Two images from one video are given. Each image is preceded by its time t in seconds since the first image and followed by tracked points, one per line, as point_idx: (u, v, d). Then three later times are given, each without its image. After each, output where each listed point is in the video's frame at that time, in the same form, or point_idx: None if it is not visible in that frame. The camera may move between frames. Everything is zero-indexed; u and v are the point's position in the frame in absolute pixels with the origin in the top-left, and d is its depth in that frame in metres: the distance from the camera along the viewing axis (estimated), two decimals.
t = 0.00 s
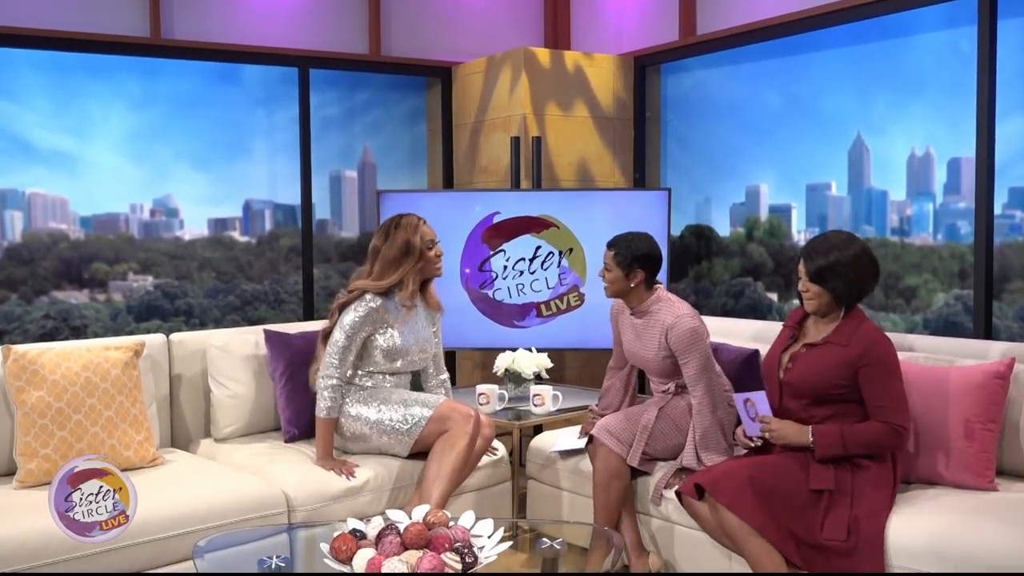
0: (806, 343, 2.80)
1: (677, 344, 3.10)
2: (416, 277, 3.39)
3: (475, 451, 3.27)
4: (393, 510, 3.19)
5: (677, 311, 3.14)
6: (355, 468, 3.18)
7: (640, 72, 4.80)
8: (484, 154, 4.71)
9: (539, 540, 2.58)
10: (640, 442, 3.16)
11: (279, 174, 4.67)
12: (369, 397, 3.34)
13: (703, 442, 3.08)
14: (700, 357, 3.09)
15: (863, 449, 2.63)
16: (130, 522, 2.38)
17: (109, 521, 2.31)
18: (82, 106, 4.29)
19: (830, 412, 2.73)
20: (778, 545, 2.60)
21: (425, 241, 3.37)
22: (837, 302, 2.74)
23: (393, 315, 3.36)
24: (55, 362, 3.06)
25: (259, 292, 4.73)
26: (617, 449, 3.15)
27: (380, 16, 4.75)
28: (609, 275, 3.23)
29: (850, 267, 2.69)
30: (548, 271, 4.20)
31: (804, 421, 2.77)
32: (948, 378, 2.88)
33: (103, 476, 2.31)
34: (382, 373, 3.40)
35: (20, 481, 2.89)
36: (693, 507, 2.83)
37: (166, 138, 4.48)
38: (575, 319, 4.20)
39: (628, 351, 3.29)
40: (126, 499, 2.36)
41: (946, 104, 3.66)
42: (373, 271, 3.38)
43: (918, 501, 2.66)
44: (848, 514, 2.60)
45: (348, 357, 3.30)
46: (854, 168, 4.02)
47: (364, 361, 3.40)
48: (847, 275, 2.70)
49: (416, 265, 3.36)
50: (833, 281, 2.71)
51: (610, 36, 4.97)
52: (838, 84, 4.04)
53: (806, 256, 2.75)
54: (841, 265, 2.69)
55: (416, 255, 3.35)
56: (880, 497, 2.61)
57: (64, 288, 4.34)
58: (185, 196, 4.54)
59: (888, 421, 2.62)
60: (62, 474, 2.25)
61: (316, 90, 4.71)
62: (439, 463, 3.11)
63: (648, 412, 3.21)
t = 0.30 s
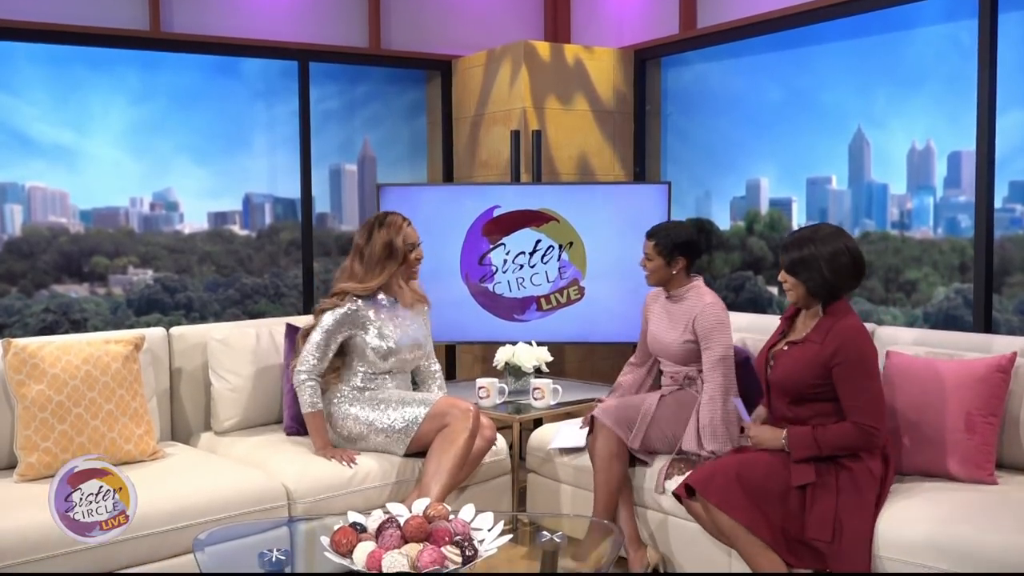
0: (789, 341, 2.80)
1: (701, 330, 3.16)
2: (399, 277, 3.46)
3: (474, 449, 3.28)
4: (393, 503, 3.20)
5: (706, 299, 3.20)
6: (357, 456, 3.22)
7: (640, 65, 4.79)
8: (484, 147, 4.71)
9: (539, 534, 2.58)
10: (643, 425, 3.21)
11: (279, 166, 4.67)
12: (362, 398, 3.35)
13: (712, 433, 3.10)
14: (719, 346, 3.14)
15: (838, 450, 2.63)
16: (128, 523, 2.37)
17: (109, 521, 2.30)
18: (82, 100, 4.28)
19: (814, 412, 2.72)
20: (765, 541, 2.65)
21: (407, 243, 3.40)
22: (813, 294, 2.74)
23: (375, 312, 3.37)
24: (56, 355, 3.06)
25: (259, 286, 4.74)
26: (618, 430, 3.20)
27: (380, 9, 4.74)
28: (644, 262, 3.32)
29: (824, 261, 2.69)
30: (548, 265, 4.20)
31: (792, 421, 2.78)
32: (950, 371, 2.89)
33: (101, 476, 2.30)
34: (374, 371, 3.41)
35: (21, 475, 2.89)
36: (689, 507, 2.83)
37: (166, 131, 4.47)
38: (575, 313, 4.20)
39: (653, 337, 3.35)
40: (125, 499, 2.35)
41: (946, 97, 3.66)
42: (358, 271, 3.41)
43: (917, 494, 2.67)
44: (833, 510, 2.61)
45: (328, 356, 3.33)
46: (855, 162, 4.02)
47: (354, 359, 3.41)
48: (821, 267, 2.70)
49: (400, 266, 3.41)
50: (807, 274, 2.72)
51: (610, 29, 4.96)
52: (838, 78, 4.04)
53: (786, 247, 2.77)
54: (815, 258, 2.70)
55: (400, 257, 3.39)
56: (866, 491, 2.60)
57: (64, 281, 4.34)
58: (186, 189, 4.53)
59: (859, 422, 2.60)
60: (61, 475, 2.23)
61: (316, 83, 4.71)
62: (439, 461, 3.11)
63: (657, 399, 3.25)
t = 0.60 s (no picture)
0: (796, 338, 2.80)
1: (714, 317, 3.19)
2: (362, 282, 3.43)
3: (471, 432, 3.28)
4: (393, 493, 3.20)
5: (722, 291, 3.22)
6: (357, 444, 3.21)
7: (640, 56, 4.78)
8: (484, 139, 4.70)
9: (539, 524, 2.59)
10: (642, 380, 3.27)
11: (279, 158, 4.67)
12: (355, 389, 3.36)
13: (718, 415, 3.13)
14: (731, 334, 3.15)
15: (830, 446, 2.61)
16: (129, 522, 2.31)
17: (109, 521, 2.24)
18: (81, 91, 4.27)
19: (818, 410, 2.72)
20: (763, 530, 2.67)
21: (374, 249, 3.38)
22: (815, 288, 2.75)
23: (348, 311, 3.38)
24: (56, 347, 3.06)
25: (260, 278, 4.74)
26: (618, 377, 3.28)
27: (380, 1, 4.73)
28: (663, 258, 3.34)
29: (827, 255, 2.69)
30: (548, 257, 4.20)
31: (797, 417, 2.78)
32: (949, 363, 2.89)
33: (102, 476, 2.24)
34: (364, 360, 3.41)
35: (22, 466, 2.89)
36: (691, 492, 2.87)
37: (165, 123, 4.46)
38: (575, 305, 4.20)
39: (666, 328, 3.37)
40: (126, 499, 2.29)
41: (947, 89, 3.66)
42: (324, 271, 3.42)
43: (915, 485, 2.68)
44: (833, 507, 2.60)
45: (316, 350, 3.34)
46: (855, 154, 4.01)
47: (343, 351, 3.42)
48: (823, 261, 2.70)
49: (360, 271, 3.38)
50: (809, 267, 2.72)
51: (610, 20, 4.95)
52: (839, 70, 4.03)
53: (793, 239, 2.79)
54: (818, 251, 2.70)
55: (362, 262, 3.37)
56: (868, 492, 2.58)
57: (64, 273, 4.34)
58: (186, 181, 4.53)
59: (852, 420, 2.57)
60: (62, 474, 2.18)
61: (316, 75, 4.70)
62: (435, 447, 3.10)
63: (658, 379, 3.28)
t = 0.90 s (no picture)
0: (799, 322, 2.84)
1: (716, 309, 3.19)
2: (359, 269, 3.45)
3: (470, 424, 3.32)
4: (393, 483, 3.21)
5: (722, 282, 3.24)
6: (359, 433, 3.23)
7: (640, 46, 4.77)
8: (484, 129, 4.70)
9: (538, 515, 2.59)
10: (636, 377, 3.25)
11: (279, 148, 4.66)
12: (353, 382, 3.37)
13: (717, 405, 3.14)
14: (732, 326, 3.17)
15: (841, 420, 2.63)
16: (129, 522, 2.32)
17: (109, 521, 2.25)
18: (81, 81, 4.26)
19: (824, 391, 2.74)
20: (760, 514, 2.70)
21: (369, 234, 3.41)
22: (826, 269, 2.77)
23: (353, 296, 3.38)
24: (56, 337, 3.06)
25: (259, 268, 4.74)
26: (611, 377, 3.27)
27: None
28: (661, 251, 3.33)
29: (845, 237, 2.72)
30: (548, 247, 4.20)
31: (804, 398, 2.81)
32: (963, 353, 2.89)
33: (102, 476, 2.24)
34: (361, 352, 3.42)
35: (22, 456, 2.90)
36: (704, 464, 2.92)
37: (164, 113, 4.46)
38: (576, 296, 4.21)
39: (665, 320, 3.38)
40: (126, 499, 2.30)
41: (948, 79, 3.65)
42: (322, 261, 3.43)
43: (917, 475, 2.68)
44: (831, 499, 2.60)
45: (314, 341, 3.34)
46: (856, 144, 4.01)
47: (341, 342, 3.42)
48: (839, 243, 2.73)
49: (357, 257, 3.40)
50: (827, 247, 2.74)
51: (611, 10, 4.93)
52: (840, 60, 4.02)
53: (807, 221, 2.80)
54: (836, 233, 2.73)
55: (358, 247, 3.39)
56: (867, 488, 2.57)
57: (64, 264, 4.34)
58: (185, 171, 4.53)
59: (864, 393, 2.61)
60: (62, 475, 2.17)
61: (316, 65, 4.69)
62: (434, 432, 3.13)
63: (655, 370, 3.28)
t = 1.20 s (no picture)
0: (818, 315, 2.86)
1: (706, 300, 3.18)
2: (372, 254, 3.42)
3: (469, 412, 3.31)
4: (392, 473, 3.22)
5: (712, 272, 3.22)
6: (361, 426, 3.23)
7: (641, 36, 4.76)
8: (484, 119, 4.69)
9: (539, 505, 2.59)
10: (629, 373, 3.27)
11: (279, 137, 4.66)
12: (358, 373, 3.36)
13: (699, 399, 3.15)
14: (721, 318, 3.16)
15: (852, 425, 2.66)
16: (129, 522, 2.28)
17: (109, 521, 2.22)
18: (80, 71, 4.25)
19: (836, 390, 2.76)
20: (760, 506, 2.68)
21: (381, 221, 3.36)
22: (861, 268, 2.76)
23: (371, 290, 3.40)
24: (56, 327, 3.06)
25: (259, 258, 4.74)
26: (607, 374, 3.28)
27: None
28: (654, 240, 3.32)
29: (892, 246, 2.69)
30: (548, 237, 4.20)
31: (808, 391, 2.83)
32: (957, 342, 2.90)
33: (102, 476, 2.21)
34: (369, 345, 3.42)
35: (23, 446, 2.90)
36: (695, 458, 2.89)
37: (163, 103, 4.44)
38: (576, 286, 4.21)
39: (658, 311, 3.37)
40: (126, 499, 2.25)
41: (949, 68, 3.64)
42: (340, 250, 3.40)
43: (916, 465, 2.68)
44: (833, 490, 2.61)
45: (325, 330, 3.32)
46: (856, 133, 4.00)
47: (349, 334, 3.42)
48: (885, 250, 2.70)
49: (366, 244, 3.36)
50: (873, 249, 2.71)
51: None
52: (841, 50, 4.02)
53: (859, 215, 2.75)
54: (885, 239, 2.70)
55: (369, 234, 3.35)
56: (869, 480, 2.59)
57: (64, 254, 4.33)
58: (185, 161, 4.52)
59: (880, 403, 2.63)
60: (62, 475, 2.13)
61: (316, 54, 4.69)
62: (433, 419, 3.13)
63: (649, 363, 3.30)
